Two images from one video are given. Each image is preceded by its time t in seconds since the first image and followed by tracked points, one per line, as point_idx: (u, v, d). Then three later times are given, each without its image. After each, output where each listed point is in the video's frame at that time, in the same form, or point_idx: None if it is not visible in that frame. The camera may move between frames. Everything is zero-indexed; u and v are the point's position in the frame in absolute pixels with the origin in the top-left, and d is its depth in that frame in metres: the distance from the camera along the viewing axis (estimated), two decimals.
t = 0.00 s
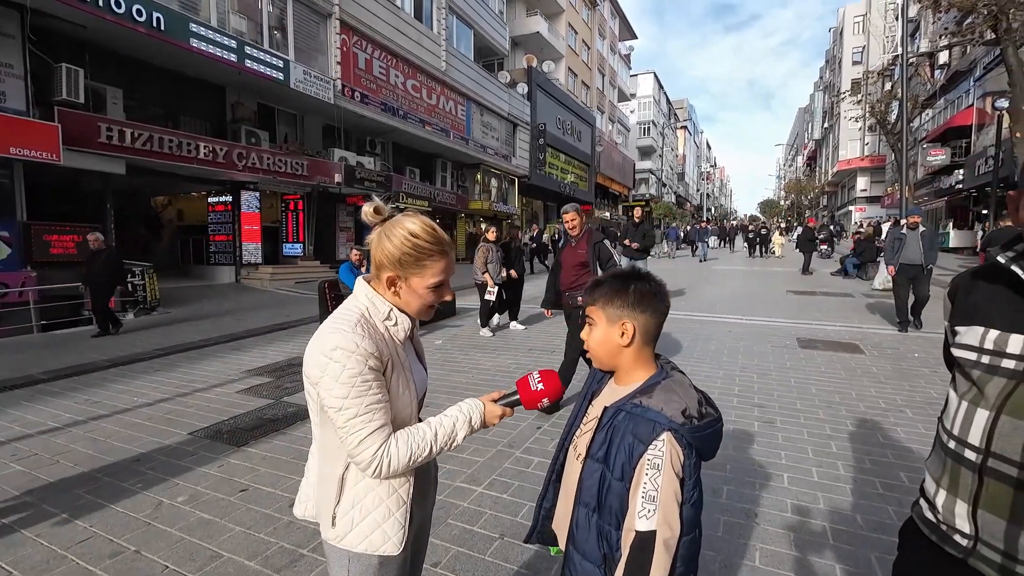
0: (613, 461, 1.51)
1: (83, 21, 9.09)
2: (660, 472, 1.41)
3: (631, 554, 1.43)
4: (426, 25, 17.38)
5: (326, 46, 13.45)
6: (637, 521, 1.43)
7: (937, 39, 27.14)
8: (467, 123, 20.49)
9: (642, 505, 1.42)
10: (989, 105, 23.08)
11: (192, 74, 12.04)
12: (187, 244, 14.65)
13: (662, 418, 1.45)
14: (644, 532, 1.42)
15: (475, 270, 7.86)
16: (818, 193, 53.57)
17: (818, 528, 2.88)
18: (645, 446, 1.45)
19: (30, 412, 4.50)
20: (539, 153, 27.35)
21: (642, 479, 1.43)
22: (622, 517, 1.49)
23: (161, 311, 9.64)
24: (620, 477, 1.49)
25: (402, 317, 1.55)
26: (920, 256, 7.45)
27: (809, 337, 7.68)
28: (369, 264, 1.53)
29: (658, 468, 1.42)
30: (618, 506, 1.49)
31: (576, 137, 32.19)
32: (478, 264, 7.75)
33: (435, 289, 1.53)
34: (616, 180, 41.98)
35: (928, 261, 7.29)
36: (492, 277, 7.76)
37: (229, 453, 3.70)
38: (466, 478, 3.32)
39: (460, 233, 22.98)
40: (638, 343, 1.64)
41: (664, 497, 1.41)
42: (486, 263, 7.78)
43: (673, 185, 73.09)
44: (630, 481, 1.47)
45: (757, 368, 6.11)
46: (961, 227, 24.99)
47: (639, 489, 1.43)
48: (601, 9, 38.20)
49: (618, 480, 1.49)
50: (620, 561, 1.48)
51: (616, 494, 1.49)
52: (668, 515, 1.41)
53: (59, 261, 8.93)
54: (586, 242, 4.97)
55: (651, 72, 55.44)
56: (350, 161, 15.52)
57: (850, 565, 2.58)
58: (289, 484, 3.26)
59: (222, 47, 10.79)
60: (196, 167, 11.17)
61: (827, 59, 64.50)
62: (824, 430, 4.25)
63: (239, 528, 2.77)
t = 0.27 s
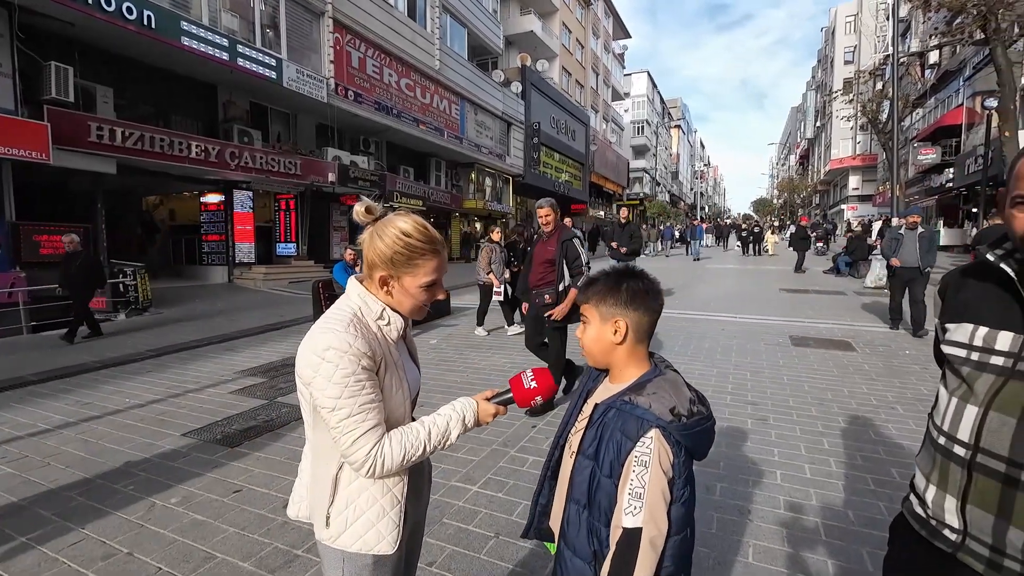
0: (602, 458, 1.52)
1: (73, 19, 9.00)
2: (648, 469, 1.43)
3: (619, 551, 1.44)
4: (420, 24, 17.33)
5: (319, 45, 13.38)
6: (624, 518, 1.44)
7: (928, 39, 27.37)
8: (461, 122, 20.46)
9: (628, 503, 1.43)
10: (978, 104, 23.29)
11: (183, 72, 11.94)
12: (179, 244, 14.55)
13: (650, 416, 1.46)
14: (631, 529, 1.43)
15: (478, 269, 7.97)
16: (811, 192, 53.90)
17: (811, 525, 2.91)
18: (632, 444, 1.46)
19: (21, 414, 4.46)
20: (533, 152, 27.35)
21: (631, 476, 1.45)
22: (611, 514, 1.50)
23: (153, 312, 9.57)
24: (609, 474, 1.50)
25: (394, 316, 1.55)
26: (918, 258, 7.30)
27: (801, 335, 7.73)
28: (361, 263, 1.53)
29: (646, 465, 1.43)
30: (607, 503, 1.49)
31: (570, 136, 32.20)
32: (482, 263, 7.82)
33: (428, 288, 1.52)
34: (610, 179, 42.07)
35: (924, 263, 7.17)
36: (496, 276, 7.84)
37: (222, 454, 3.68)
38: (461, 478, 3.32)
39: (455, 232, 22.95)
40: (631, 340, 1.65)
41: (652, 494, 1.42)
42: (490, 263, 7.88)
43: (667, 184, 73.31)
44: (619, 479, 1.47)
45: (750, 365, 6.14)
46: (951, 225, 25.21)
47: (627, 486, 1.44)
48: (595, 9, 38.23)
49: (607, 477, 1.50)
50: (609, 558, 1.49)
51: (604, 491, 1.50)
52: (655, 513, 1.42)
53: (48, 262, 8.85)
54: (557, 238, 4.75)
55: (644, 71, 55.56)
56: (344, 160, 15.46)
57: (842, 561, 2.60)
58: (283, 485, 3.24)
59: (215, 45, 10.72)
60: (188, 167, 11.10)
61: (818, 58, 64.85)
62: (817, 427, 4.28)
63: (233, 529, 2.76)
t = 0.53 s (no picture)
0: (594, 457, 1.52)
1: (57, 16, 8.87)
2: (640, 467, 1.43)
3: (613, 549, 1.44)
4: (410, 21, 17.27)
5: (309, 43, 13.30)
6: (617, 517, 1.45)
7: (913, 38, 27.69)
8: (452, 121, 20.41)
9: (621, 502, 1.44)
10: (963, 103, 23.61)
11: (171, 70, 11.82)
12: (167, 244, 14.40)
13: (641, 415, 1.47)
14: (623, 527, 1.43)
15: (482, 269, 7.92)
16: (800, 190, 54.37)
17: (802, 520, 2.93)
18: (624, 443, 1.47)
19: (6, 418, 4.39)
20: (525, 151, 27.34)
21: (623, 475, 1.45)
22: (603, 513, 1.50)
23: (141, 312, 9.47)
24: (601, 473, 1.49)
25: (386, 316, 1.54)
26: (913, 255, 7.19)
27: (791, 332, 7.79)
28: (352, 262, 1.52)
29: (637, 465, 1.44)
30: (599, 503, 1.50)
31: (561, 135, 32.24)
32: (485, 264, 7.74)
33: (419, 288, 1.52)
34: (602, 177, 42.16)
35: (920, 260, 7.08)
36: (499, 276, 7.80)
37: (212, 456, 3.65)
38: (454, 477, 3.32)
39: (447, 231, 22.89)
40: (620, 339, 1.65)
41: (644, 492, 1.42)
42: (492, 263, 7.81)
43: (658, 183, 73.68)
44: (611, 477, 1.48)
45: (741, 363, 6.19)
46: (937, 223, 25.55)
47: (618, 486, 1.45)
48: (585, 8, 38.28)
49: (599, 477, 1.49)
50: (601, 556, 1.49)
51: (596, 490, 1.50)
52: (645, 513, 1.42)
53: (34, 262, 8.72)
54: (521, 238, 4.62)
55: (635, 70, 55.74)
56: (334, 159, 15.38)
57: (831, 554, 2.63)
58: (275, 486, 3.22)
59: (202, 43, 10.62)
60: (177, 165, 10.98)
61: (806, 58, 65.51)
62: (807, 423, 4.32)
63: (224, 531, 2.74)
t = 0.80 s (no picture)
0: (590, 453, 1.52)
1: (41, 12, 8.72)
2: (634, 461, 1.44)
3: (608, 544, 1.45)
4: (401, 19, 17.18)
5: (298, 40, 13.19)
6: (613, 511, 1.45)
7: (900, 38, 28.01)
8: (443, 119, 20.33)
9: (616, 495, 1.44)
10: (948, 103, 23.91)
11: (158, 67, 11.68)
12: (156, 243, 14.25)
13: (636, 408, 1.47)
14: (619, 521, 1.44)
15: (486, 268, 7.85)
16: (789, 188, 54.79)
17: (792, 515, 2.96)
18: (619, 436, 1.47)
19: None
20: (516, 149, 27.30)
21: (617, 469, 1.45)
22: (598, 508, 1.50)
23: (128, 313, 9.36)
24: (597, 468, 1.50)
25: (378, 314, 1.53)
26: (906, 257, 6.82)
27: (781, 329, 7.85)
28: (344, 262, 1.50)
29: (632, 458, 1.44)
30: (595, 498, 1.50)
31: (553, 134, 32.25)
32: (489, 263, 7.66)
33: (411, 287, 1.51)
34: (593, 176, 42.25)
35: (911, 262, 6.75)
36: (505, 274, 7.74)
37: (203, 457, 3.61)
38: (447, 476, 3.31)
39: (438, 230, 22.83)
40: (627, 341, 1.67)
41: (638, 487, 1.42)
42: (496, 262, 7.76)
43: (649, 181, 73.92)
44: (606, 472, 1.48)
45: (731, 360, 6.23)
46: (924, 221, 25.87)
47: (614, 478, 1.45)
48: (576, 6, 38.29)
49: (594, 471, 1.50)
50: (597, 552, 1.49)
51: (592, 486, 1.51)
52: (642, 505, 1.42)
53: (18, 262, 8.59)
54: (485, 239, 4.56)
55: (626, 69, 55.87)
56: (324, 158, 15.28)
57: (821, 548, 2.66)
58: (266, 487, 3.20)
59: (189, 40, 10.50)
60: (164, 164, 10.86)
61: (795, 58, 66.01)
62: (797, 419, 4.36)
63: (215, 532, 2.71)
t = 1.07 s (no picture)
0: (593, 452, 1.52)
1: (25, 7, 8.59)
2: (641, 457, 1.45)
3: (619, 541, 1.45)
4: (391, 16, 17.08)
5: (288, 37, 13.08)
6: (621, 508, 1.46)
7: (888, 37, 28.26)
8: (435, 117, 20.26)
9: (626, 492, 1.45)
10: (935, 101, 24.16)
11: (145, 64, 11.54)
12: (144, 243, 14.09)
13: (641, 405, 1.48)
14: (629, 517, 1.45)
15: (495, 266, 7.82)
16: (779, 186, 55.14)
17: (783, 510, 2.98)
18: (626, 434, 1.48)
19: None
20: (508, 147, 27.26)
21: (625, 467, 1.47)
22: (604, 506, 1.50)
23: (116, 313, 9.26)
24: (601, 467, 1.50)
25: (369, 313, 1.52)
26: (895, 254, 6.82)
27: (772, 326, 7.90)
28: (333, 261, 1.49)
29: (639, 454, 1.45)
30: (601, 496, 1.50)
31: (545, 132, 32.23)
32: (496, 260, 7.61)
33: (400, 285, 1.49)
34: (585, 174, 42.29)
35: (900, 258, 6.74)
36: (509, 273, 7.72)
37: (193, 459, 3.58)
38: (440, 474, 3.30)
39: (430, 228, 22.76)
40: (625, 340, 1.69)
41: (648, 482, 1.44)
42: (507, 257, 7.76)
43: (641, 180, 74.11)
44: (612, 470, 1.49)
45: (723, 356, 6.26)
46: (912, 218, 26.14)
47: (622, 477, 1.46)
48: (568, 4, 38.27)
49: (599, 470, 1.50)
50: (605, 551, 1.49)
51: (596, 484, 1.51)
52: (650, 499, 1.44)
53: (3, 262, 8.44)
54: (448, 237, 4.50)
55: (617, 67, 55.94)
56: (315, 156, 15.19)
57: (813, 543, 2.68)
58: (257, 487, 3.17)
59: (177, 36, 10.38)
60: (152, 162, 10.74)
61: (785, 57, 66.43)
62: (788, 415, 4.39)
63: (206, 534, 2.69)
